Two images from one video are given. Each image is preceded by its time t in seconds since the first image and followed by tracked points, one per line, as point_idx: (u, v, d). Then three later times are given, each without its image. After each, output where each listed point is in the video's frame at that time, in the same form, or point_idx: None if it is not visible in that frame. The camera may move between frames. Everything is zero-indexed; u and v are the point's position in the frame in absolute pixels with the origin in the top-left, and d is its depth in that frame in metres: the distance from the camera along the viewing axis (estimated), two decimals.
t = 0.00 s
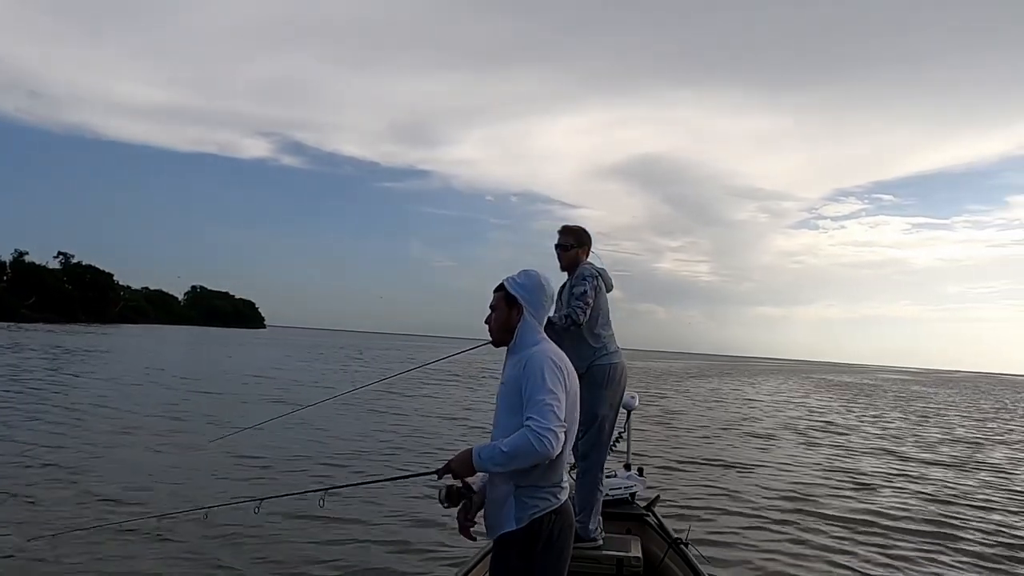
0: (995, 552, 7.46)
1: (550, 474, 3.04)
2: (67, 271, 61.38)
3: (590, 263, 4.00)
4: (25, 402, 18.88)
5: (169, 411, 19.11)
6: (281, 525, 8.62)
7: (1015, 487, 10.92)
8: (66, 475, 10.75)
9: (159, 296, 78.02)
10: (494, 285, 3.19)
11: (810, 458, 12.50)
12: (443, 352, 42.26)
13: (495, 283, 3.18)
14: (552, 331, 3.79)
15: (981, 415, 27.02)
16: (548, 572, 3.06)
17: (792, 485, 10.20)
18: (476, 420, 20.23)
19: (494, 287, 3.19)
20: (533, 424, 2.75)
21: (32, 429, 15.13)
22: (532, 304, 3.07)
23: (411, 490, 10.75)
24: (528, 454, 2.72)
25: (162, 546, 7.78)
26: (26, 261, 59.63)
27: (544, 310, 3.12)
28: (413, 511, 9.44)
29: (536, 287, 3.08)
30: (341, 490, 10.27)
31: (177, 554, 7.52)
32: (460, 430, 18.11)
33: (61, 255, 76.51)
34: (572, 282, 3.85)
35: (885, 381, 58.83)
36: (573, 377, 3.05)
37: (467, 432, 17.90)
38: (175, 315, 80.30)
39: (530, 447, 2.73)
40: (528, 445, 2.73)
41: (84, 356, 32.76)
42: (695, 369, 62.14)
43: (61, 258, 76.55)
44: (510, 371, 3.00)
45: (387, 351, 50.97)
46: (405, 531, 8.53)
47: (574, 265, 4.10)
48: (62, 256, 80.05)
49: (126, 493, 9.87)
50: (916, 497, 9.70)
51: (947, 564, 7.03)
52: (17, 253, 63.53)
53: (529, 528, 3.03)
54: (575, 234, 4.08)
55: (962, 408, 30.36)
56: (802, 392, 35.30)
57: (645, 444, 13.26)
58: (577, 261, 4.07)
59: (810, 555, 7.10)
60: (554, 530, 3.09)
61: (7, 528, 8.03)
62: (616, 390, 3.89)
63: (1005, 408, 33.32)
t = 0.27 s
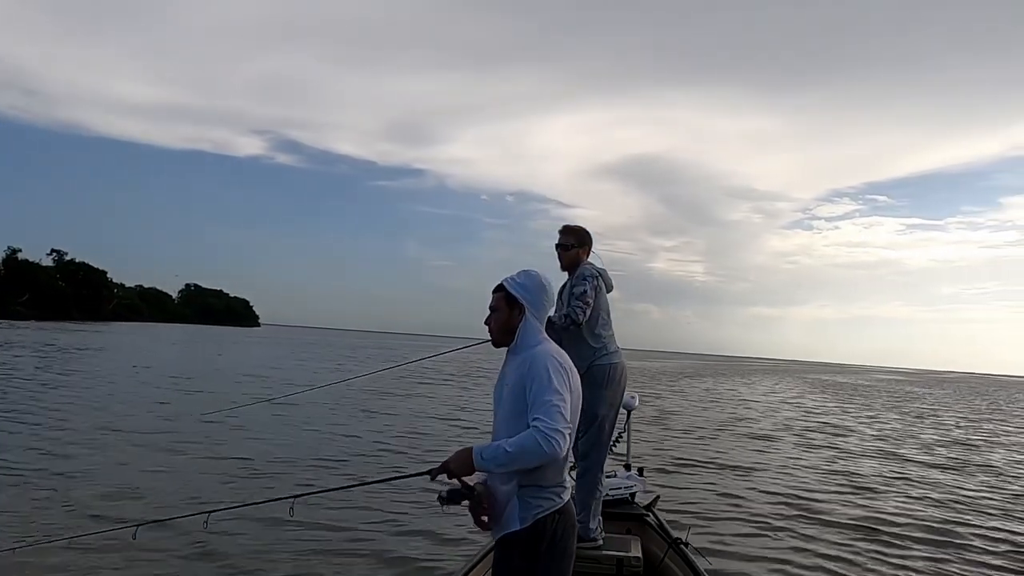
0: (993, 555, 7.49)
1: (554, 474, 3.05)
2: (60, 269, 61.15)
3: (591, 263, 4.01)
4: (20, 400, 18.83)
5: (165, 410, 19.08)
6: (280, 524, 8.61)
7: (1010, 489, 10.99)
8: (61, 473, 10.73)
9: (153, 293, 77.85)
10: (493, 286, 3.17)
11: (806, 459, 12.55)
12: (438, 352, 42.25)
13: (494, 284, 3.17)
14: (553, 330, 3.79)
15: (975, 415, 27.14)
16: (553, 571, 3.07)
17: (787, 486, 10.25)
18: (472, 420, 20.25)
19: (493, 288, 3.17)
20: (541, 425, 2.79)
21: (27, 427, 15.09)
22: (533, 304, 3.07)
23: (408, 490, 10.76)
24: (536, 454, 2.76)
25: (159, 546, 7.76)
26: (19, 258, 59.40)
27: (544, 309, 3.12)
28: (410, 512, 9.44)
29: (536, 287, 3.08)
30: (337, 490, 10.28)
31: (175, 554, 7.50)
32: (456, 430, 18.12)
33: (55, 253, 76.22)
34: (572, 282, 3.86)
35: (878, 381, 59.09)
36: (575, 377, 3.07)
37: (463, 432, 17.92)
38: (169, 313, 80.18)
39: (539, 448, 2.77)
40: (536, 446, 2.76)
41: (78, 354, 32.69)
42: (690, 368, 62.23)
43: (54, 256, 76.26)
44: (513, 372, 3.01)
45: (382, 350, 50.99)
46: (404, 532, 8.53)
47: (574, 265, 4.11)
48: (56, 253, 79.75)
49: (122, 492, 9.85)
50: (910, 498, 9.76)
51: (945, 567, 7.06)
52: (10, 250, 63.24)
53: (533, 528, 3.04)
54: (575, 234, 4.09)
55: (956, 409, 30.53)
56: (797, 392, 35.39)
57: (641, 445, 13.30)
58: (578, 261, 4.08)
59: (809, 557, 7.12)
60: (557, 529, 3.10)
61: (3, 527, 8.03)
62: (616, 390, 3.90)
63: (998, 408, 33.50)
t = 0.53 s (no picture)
0: (993, 552, 7.50)
1: (555, 474, 3.05)
2: (54, 268, 60.91)
3: (590, 263, 4.01)
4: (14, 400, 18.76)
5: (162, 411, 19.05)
6: (279, 525, 8.60)
7: (1008, 488, 11.01)
8: (59, 474, 10.71)
9: (147, 293, 77.66)
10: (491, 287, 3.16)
11: (804, 459, 12.58)
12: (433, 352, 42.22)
13: (492, 285, 3.16)
14: (552, 330, 3.79)
15: (972, 415, 27.18)
16: (554, 570, 3.08)
17: (783, 485, 10.29)
18: (470, 420, 20.25)
19: (491, 290, 3.16)
20: (542, 425, 2.79)
21: (21, 428, 15.05)
22: (533, 304, 3.07)
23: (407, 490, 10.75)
24: (538, 455, 2.76)
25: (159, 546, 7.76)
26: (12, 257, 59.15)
27: (543, 309, 3.12)
28: (410, 512, 9.44)
29: (534, 288, 3.08)
30: (335, 490, 10.28)
31: (174, 555, 7.49)
32: (454, 430, 18.11)
33: (48, 252, 75.91)
34: (571, 281, 3.87)
35: (874, 381, 59.18)
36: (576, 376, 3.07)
37: (461, 432, 17.92)
38: (164, 313, 79.97)
39: (542, 449, 2.77)
40: (538, 446, 2.77)
41: (74, 355, 32.63)
42: (686, 368, 62.30)
43: (47, 255, 75.96)
44: (514, 372, 3.01)
45: (378, 350, 50.92)
46: (403, 532, 8.52)
47: (573, 265, 4.11)
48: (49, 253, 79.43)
49: (121, 493, 9.83)
50: (905, 496, 9.81)
51: (945, 564, 7.07)
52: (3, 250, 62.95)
53: (535, 529, 3.04)
54: (574, 234, 4.10)
55: (953, 408, 30.57)
56: (793, 392, 35.45)
57: (638, 444, 13.33)
58: (577, 261, 4.09)
59: (809, 556, 7.13)
60: (558, 529, 3.10)
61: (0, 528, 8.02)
62: (615, 390, 3.90)
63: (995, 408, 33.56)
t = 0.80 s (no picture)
0: (991, 556, 7.51)
1: (555, 474, 3.04)
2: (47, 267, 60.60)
3: (589, 263, 4.01)
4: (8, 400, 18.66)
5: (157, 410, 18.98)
6: (277, 525, 8.57)
7: (1005, 490, 11.03)
8: (55, 473, 10.66)
9: (141, 292, 77.42)
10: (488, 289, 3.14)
11: (801, 459, 12.60)
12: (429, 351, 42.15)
13: (489, 287, 3.13)
14: (553, 330, 3.78)
15: (967, 416, 27.26)
16: (554, 570, 3.06)
17: (779, 486, 10.32)
18: (466, 420, 20.23)
19: (488, 291, 3.14)
20: (545, 428, 2.80)
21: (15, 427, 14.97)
22: (533, 304, 3.06)
23: (404, 491, 10.73)
24: (541, 457, 2.77)
25: (156, 546, 7.72)
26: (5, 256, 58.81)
27: (541, 309, 3.11)
28: (407, 512, 9.41)
29: (534, 288, 3.07)
30: (332, 491, 10.26)
31: (171, 554, 7.46)
32: (450, 430, 18.09)
33: (41, 251, 75.55)
34: (572, 281, 3.86)
35: (869, 381, 59.31)
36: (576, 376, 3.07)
37: (458, 432, 17.90)
38: (158, 312, 79.72)
39: (546, 452, 2.78)
40: (541, 449, 2.77)
41: (68, 353, 32.51)
42: (681, 368, 62.36)
43: (40, 254, 75.58)
44: (513, 374, 3.00)
45: (373, 349, 50.83)
46: (402, 533, 8.50)
47: (573, 265, 4.10)
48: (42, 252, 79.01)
49: (117, 493, 9.79)
50: (901, 498, 9.84)
51: (943, 568, 7.07)
52: None
53: (535, 528, 3.02)
54: (573, 234, 4.09)
55: (948, 409, 30.66)
56: (788, 392, 35.50)
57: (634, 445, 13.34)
58: (576, 261, 4.08)
59: (808, 558, 7.13)
60: (558, 529, 3.09)
61: None
62: (615, 389, 3.89)
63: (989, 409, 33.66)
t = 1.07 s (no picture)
0: (989, 555, 7.53)
1: (555, 475, 3.04)
2: (42, 267, 60.39)
3: (589, 262, 4.02)
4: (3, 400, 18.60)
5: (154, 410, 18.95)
6: (275, 526, 8.56)
7: (1001, 489, 11.06)
8: (53, 474, 10.63)
9: (137, 291, 77.25)
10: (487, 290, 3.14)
11: (799, 459, 12.63)
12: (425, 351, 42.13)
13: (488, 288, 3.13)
14: (555, 330, 3.79)
15: (962, 416, 27.34)
16: (553, 570, 3.05)
17: (776, 485, 10.35)
18: (463, 420, 20.23)
19: (488, 292, 3.14)
20: (548, 429, 2.81)
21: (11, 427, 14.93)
22: (535, 305, 3.06)
23: (402, 491, 10.72)
24: (545, 457, 2.77)
25: (154, 548, 7.70)
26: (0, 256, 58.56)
27: (543, 310, 3.11)
28: (406, 512, 9.41)
29: (536, 288, 3.07)
30: (329, 491, 10.25)
31: (170, 555, 7.45)
32: (448, 430, 18.10)
33: (36, 250, 75.26)
34: (573, 281, 3.87)
35: (865, 382, 59.43)
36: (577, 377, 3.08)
37: (455, 432, 17.89)
38: (153, 312, 79.54)
39: (550, 453, 2.78)
40: (544, 449, 2.78)
41: (65, 354, 32.45)
42: (677, 368, 62.40)
43: (35, 253, 75.29)
44: (514, 375, 3.01)
45: (369, 349, 50.79)
46: (401, 533, 8.49)
47: (573, 264, 4.11)
48: (36, 251, 78.66)
49: (115, 494, 9.77)
50: (897, 497, 9.88)
51: (942, 566, 7.08)
52: None
53: (535, 529, 3.02)
54: (573, 233, 4.10)
55: (944, 409, 30.72)
56: (784, 392, 35.55)
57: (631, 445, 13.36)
58: (576, 260, 4.09)
59: (806, 558, 7.14)
60: (558, 530, 3.08)
61: None
62: (615, 389, 3.90)
63: (986, 408, 33.74)
